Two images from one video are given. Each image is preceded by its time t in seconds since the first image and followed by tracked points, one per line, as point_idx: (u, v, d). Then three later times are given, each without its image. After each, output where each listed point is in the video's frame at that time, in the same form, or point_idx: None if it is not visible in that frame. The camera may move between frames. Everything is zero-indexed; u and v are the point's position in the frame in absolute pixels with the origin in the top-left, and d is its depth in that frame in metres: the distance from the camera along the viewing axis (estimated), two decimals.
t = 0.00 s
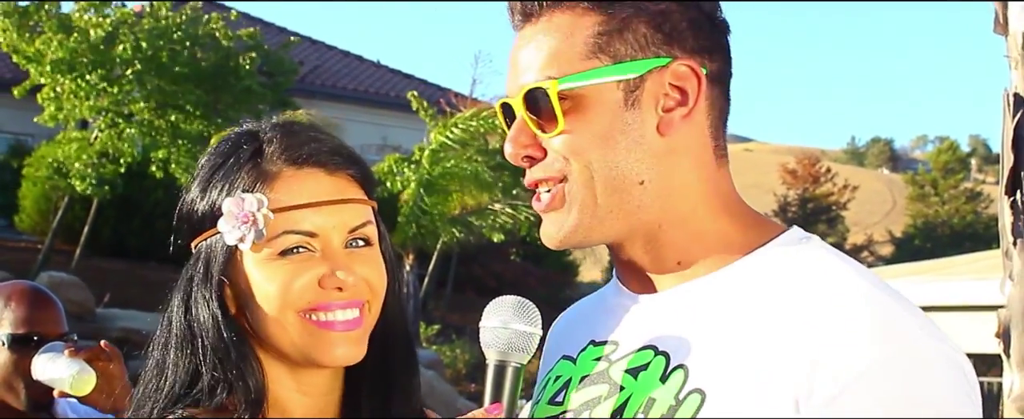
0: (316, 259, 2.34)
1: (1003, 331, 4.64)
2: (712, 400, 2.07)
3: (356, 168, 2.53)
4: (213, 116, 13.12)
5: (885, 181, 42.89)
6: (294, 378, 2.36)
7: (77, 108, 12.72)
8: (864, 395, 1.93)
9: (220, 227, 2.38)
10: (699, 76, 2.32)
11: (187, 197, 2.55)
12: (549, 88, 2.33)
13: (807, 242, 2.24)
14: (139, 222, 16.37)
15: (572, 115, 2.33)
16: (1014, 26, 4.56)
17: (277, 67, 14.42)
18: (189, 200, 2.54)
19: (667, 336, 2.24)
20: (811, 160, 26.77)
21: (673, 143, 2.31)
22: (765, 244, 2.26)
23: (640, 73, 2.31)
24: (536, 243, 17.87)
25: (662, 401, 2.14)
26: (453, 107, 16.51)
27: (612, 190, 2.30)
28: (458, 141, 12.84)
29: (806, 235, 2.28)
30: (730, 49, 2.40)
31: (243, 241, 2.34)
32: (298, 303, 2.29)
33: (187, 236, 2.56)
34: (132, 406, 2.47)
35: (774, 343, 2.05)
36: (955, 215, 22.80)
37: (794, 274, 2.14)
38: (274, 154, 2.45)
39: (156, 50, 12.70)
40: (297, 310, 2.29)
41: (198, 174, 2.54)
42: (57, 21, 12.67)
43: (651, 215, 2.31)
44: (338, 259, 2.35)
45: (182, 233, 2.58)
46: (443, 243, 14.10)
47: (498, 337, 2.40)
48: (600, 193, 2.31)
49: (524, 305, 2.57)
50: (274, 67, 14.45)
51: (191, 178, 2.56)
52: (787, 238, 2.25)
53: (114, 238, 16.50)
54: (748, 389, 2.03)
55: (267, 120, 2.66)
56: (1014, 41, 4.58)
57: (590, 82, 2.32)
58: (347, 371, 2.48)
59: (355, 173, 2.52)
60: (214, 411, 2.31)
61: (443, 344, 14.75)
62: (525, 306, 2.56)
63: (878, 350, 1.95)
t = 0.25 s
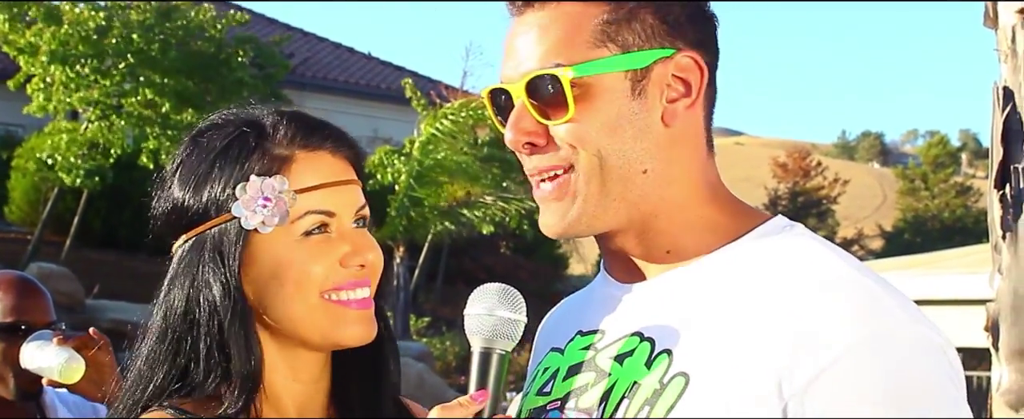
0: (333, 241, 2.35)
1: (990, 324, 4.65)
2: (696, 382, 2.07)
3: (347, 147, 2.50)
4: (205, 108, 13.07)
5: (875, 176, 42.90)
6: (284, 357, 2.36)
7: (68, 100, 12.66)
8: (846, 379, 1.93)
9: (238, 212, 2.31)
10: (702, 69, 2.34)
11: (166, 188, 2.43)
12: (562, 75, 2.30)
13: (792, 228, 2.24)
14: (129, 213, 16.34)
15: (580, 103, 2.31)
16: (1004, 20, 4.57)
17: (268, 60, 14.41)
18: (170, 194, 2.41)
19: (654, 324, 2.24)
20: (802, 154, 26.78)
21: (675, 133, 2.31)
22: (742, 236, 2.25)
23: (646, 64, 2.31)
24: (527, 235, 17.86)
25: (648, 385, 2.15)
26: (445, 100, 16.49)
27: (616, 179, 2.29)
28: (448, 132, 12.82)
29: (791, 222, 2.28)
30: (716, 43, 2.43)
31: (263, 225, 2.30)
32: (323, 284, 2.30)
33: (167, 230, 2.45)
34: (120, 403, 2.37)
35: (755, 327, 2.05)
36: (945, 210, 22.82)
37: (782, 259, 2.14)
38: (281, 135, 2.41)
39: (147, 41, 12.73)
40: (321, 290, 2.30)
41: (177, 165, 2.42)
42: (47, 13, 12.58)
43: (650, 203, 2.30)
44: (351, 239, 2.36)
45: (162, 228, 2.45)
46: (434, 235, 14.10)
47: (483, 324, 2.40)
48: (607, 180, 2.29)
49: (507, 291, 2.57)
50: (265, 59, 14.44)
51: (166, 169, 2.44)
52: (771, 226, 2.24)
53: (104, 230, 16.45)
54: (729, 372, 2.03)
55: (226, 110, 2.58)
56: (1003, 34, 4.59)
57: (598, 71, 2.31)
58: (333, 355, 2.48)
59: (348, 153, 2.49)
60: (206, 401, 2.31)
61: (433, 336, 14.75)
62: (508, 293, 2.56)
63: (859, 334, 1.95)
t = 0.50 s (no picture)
0: (336, 233, 2.34)
1: (986, 313, 4.65)
2: (699, 366, 2.05)
3: (345, 140, 2.49)
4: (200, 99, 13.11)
5: (872, 167, 42.91)
6: (279, 350, 2.37)
7: (62, 92, 12.59)
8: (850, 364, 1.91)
9: (245, 204, 2.28)
10: (709, 60, 2.33)
11: (162, 178, 2.40)
12: (590, 62, 2.24)
13: (791, 218, 2.23)
14: (125, 206, 16.30)
15: (603, 90, 2.25)
16: (999, 10, 4.56)
17: (263, 51, 14.40)
18: (169, 184, 2.38)
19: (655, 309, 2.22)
20: (798, 146, 26.78)
21: (685, 122, 2.29)
22: (737, 226, 2.25)
23: (662, 54, 2.27)
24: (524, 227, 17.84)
25: (650, 369, 2.13)
26: (441, 91, 16.46)
27: (635, 167, 2.25)
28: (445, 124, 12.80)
29: (787, 211, 2.28)
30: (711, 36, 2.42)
31: (270, 218, 2.28)
32: (327, 278, 2.28)
33: (163, 220, 2.41)
34: (120, 389, 2.37)
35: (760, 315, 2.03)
36: (941, 200, 22.81)
37: (787, 249, 2.12)
38: (285, 128, 2.40)
39: (141, 34, 12.75)
40: (326, 284, 2.28)
41: (172, 157, 2.38)
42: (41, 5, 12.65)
43: (661, 192, 2.27)
44: (353, 233, 2.34)
45: (157, 217, 2.42)
46: (430, 227, 14.08)
47: (475, 308, 2.39)
48: (622, 168, 2.25)
49: (500, 276, 2.56)
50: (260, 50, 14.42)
51: (162, 160, 2.39)
52: (768, 214, 2.24)
53: (99, 222, 16.42)
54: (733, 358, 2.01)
55: (209, 105, 2.55)
56: (999, 23, 4.58)
57: (621, 58, 2.25)
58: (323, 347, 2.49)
59: (346, 146, 2.48)
60: (204, 391, 2.30)
61: (429, 328, 14.74)
62: (501, 278, 2.55)
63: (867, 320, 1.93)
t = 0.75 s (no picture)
0: (334, 238, 2.34)
1: (984, 309, 4.64)
2: (702, 365, 2.04)
3: (347, 142, 2.47)
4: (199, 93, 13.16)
5: (871, 162, 42.90)
6: (274, 352, 2.37)
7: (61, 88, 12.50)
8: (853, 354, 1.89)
9: (244, 205, 2.27)
10: (706, 63, 2.32)
11: (161, 173, 2.38)
12: (592, 61, 2.24)
13: (788, 217, 2.22)
14: (123, 202, 16.28)
15: (603, 90, 2.25)
16: (998, 5, 4.55)
17: (261, 46, 14.39)
18: (168, 180, 2.37)
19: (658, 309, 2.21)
20: (797, 141, 26.77)
21: (685, 125, 2.29)
22: (739, 221, 2.23)
23: (661, 57, 2.27)
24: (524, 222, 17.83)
25: (651, 371, 2.12)
26: (440, 87, 16.45)
27: (632, 168, 2.24)
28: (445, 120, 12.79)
29: (784, 207, 2.26)
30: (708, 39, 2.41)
31: (269, 220, 2.28)
32: (325, 281, 2.29)
33: (160, 215, 2.40)
34: (114, 386, 2.35)
35: (767, 317, 2.01)
36: (941, 196, 22.80)
37: (789, 248, 2.10)
38: (288, 128, 2.37)
39: (139, 28, 12.72)
40: (323, 288, 2.29)
41: (172, 152, 2.36)
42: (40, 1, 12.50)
43: (657, 195, 2.26)
44: (350, 237, 2.34)
45: (154, 212, 2.42)
46: (430, 223, 14.08)
47: (472, 308, 2.38)
48: (616, 170, 2.24)
49: (497, 276, 2.55)
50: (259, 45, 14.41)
51: (161, 157, 2.37)
52: (766, 211, 2.22)
53: (98, 217, 16.40)
54: (739, 362, 2.00)
55: (210, 98, 2.54)
56: (998, 19, 4.57)
57: (622, 59, 2.25)
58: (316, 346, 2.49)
59: (346, 148, 2.47)
60: (197, 391, 2.30)
61: (429, 324, 14.74)
62: (499, 278, 2.54)
63: (870, 313, 1.91)
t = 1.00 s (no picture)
0: (335, 238, 2.34)
1: (987, 307, 4.64)
2: (700, 364, 2.04)
3: (349, 141, 2.46)
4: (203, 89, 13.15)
5: (874, 160, 42.88)
6: (277, 350, 2.37)
7: (64, 85, 12.69)
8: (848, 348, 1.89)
9: (247, 206, 2.28)
10: (686, 66, 2.27)
11: (162, 173, 2.38)
12: (544, 75, 2.24)
13: (786, 214, 2.20)
14: (127, 199, 16.28)
15: (564, 102, 2.24)
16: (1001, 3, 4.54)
17: (264, 44, 14.41)
18: (168, 181, 2.36)
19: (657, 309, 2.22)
20: (800, 139, 26.76)
21: (662, 130, 2.25)
22: (737, 223, 2.21)
23: (630, 62, 2.24)
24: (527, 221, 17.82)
25: (650, 371, 2.12)
26: (443, 85, 16.44)
27: (602, 177, 2.23)
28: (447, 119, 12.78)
29: (788, 207, 2.23)
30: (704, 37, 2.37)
31: (272, 221, 2.27)
32: (330, 282, 2.29)
33: (161, 215, 2.40)
34: (114, 386, 2.35)
35: (769, 313, 2.01)
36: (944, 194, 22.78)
37: (787, 243, 2.09)
38: (290, 128, 2.37)
39: (143, 25, 12.67)
40: (329, 289, 2.29)
41: (171, 153, 2.36)
42: None
43: (639, 199, 2.25)
44: (354, 236, 2.34)
45: (155, 212, 2.42)
46: (433, 221, 14.09)
47: (474, 310, 2.38)
48: (593, 177, 2.23)
49: (499, 278, 2.55)
50: (261, 43, 14.42)
51: (161, 158, 2.37)
52: (768, 211, 2.20)
53: (101, 214, 16.41)
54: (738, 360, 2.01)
55: (213, 97, 2.55)
56: (999, 16, 4.56)
57: (580, 71, 2.24)
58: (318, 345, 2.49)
59: (349, 147, 2.46)
60: (200, 390, 2.31)
61: (432, 322, 14.75)
62: (500, 280, 2.54)
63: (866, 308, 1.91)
